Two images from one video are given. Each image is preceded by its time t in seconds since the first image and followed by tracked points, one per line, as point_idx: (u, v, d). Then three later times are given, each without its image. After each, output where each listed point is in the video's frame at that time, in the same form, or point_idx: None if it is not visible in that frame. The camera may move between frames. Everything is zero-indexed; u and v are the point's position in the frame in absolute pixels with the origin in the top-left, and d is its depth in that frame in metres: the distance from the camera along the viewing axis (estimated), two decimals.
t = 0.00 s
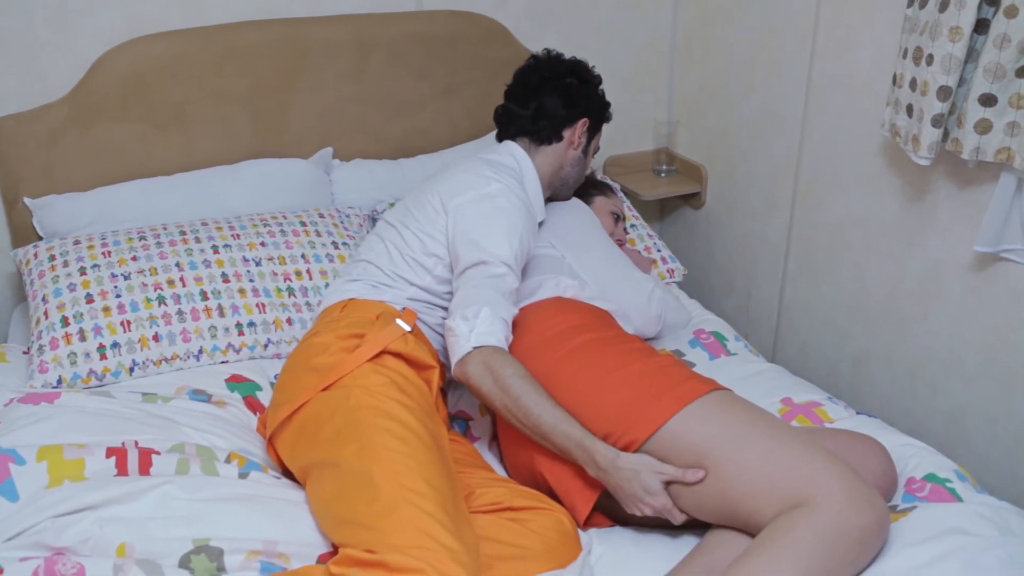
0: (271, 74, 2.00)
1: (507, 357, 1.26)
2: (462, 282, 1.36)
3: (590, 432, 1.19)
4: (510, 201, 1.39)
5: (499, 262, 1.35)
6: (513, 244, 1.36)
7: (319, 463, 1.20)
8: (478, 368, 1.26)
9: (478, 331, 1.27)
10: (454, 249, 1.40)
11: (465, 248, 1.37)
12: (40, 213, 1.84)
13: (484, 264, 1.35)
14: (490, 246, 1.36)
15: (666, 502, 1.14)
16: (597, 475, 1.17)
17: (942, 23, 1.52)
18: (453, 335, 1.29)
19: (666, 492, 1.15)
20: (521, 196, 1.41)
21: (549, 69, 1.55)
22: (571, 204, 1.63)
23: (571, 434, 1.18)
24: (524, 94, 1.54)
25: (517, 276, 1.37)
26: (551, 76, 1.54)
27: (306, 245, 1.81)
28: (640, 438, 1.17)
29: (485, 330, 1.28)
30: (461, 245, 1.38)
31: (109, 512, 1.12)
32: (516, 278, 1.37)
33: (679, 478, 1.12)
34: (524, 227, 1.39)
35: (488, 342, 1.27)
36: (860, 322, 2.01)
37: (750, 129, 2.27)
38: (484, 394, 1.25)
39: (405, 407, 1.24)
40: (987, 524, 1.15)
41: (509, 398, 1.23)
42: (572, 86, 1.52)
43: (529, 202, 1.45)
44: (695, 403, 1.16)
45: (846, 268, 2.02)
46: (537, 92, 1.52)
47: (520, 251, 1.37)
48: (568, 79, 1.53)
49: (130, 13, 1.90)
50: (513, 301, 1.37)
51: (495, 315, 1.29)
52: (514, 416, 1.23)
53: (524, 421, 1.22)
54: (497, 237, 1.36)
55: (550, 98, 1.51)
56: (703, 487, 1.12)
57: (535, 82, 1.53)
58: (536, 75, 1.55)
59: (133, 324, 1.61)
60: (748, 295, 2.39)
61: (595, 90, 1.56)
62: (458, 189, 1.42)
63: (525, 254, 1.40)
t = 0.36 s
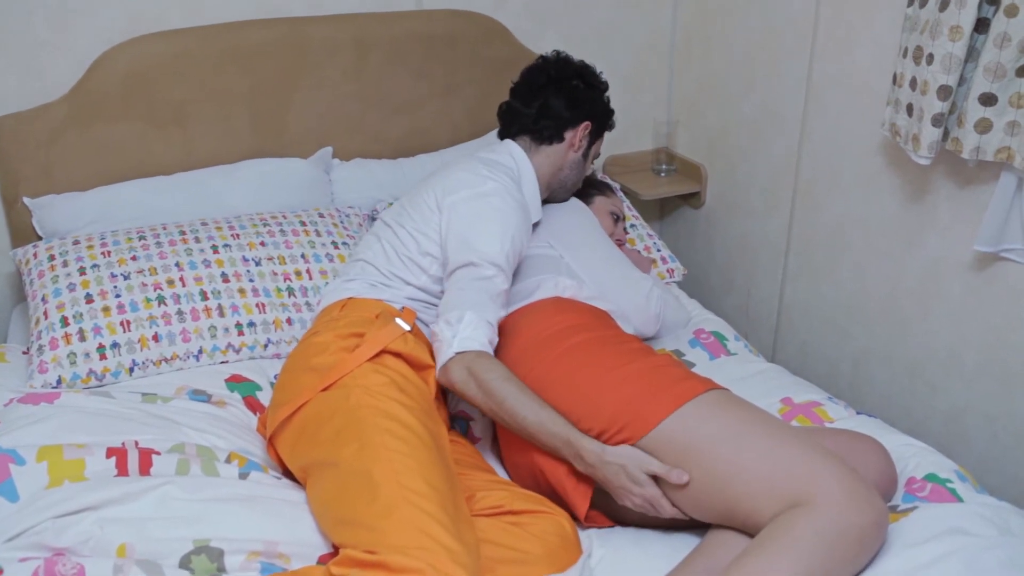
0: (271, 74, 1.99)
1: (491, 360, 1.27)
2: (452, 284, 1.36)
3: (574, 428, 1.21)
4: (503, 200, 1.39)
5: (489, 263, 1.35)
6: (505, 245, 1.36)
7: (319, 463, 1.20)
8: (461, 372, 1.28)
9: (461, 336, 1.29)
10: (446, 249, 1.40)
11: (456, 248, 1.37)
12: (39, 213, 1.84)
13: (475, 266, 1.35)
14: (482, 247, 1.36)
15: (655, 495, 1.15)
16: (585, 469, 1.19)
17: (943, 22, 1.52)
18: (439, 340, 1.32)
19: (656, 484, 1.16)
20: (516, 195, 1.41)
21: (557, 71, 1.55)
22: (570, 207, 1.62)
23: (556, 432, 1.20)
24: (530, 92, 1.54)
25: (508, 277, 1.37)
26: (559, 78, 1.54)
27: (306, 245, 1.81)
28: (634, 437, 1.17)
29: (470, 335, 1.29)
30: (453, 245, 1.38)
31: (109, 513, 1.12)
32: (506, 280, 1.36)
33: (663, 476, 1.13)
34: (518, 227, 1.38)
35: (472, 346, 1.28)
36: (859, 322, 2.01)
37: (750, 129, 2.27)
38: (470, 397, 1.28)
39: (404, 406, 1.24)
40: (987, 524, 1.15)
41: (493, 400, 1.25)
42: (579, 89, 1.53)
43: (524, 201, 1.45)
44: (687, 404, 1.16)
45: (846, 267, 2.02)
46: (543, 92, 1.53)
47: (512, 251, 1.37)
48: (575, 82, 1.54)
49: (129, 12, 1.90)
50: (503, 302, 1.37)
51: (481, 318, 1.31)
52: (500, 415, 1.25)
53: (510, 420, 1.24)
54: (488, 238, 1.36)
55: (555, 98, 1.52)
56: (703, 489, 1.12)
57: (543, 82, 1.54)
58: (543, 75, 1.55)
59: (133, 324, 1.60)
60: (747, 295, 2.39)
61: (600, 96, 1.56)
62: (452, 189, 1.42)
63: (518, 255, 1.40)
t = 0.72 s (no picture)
0: (271, 75, 2.00)
1: (467, 359, 1.28)
2: (433, 281, 1.37)
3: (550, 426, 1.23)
4: (485, 195, 1.39)
5: (470, 260, 1.35)
6: (486, 241, 1.36)
7: (317, 464, 1.20)
8: (439, 372, 1.29)
9: (440, 334, 1.30)
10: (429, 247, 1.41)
11: (438, 245, 1.37)
12: (39, 214, 1.84)
13: (456, 262, 1.35)
14: (463, 244, 1.36)
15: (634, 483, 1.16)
16: (562, 467, 1.22)
17: (941, 24, 1.52)
18: (420, 339, 1.32)
19: (634, 473, 1.18)
20: (499, 190, 1.41)
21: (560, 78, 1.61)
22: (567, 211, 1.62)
23: (533, 431, 1.22)
24: (527, 94, 1.61)
25: (490, 273, 1.37)
26: (557, 82, 1.59)
27: (305, 247, 1.81)
28: (625, 434, 1.17)
29: (447, 332, 1.30)
30: (434, 243, 1.38)
31: (108, 514, 1.12)
32: (488, 276, 1.37)
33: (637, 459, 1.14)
34: (500, 222, 1.38)
35: (449, 344, 1.29)
36: (859, 323, 2.01)
37: (749, 130, 2.27)
38: (449, 396, 1.29)
39: (400, 406, 1.24)
40: (985, 526, 1.15)
41: (471, 398, 1.25)
42: (571, 88, 1.56)
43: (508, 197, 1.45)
44: (672, 400, 1.16)
45: (845, 269, 2.02)
46: (536, 91, 1.58)
47: (494, 247, 1.37)
48: (571, 85, 1.57)
49: (129, 13, 1.90)
50: (485, 299, 1.37)
51: (459, 314, 1.31)
52: (478, 412, 1.26)
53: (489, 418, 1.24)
54: (469, 235, 1.36)
55: (544, 95, 1.57)
56: (701, 490, 1.12)
57: (540, 84, 1.60)
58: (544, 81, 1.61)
59: (132, 325, 1.60)
60: (747, 296, 2.39)
61: (598, 100, 1.57)
62: (435, 186, 1.43)
63: (502, 251, 1.40)
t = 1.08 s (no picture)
0: (273, 76, 2.00)
1: (458, 352, 1.28)
2: (428, 275, 1.37)
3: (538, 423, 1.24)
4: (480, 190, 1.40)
5: (464, 254, 1.36)
6: (481, 236, 1.37)
7: (320, 463, 1.20)
8: (431, 365, 1.29)
9: (431, 327, 1.30)
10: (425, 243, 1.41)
11: (434, 240, 1.38)
12: (41, 214, 1.84)
13: (450, 256, 1.36)
14: (458, 237, 1.36)
15: (621, 478, 1.17)
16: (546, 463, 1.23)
17: (944, 25, 1.52)
18: (412, 333, 1.33)
19: (621, 468, 1.19)
20: (495, 185, 1.42)
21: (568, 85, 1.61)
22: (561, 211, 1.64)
23: (520, 427, 1.22)
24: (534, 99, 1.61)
25: (484, 269, 1.38)
26: (564, 88, 1.59)
27: (307, 247, 1.81)
28: (626, 433, 1.17)
29: (438, 326, 1.30)
30: (429, 237, 1.39)
31: (111, 514, 1.12)
32: (482, 271, 1.37)
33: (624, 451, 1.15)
34: (495, 217, 1.39)
35: (441, 338, 1.30)
36: (861, 324, 2.01)
37: (751, 131, 2.27)
38: (440, 389, 1.29)
39: (403, 406, 1.24)
40: (988, 527, 1.15)
41: (462, 393, 1.26)
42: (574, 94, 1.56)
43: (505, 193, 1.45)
44: (668, 395, 1.16)
45: (847, 269, 2.02)
46: (542, 96, 1.59)
47: (489, 241, 1.38)
48: (577, 91, 1.57)
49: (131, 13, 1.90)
50: (479, 294, 1.38)
51: (451, 308, 1.32)
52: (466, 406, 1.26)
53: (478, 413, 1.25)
54: (464, 229, 1.37)
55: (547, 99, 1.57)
56: (703, 492, 1.12)
57: (547, 90, 1.60)
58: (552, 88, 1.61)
59: (134, 325, 1.60)
60: (749, 297, 2.38)
61: (602, 107, 1.56)
62: (432, 182, 1.43)
63: (497, 245, 1.40)
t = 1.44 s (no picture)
0: (272, 71, 1.99)
1: (447, 343, 1.29)
2: (416, 266, 1.36)
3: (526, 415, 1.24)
4: (467, 178, 1.39)
5: (453, 244, 1.35)
6: (467, 225, 1.36)
7: (318, 460, 1.20)
8: (421, 358, 1.29)
9: (420, 319, 1.30)
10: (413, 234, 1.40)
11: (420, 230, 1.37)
12: (40, 209, 1.84)
13: (438, 247, 1.35)
14: (445, 227, 1.35)
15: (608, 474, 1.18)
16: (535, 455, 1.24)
17: (944, 19, 1.52)
18: (400, 325, 1.33)
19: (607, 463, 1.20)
20: (482, 173, 1.41)
21: (550, 63, 1.54)
22: (546, 199, 1.64)
23: (509, 419, 1.23)
24: (514, 79, 1.55)
25: (472, 258, 1.37)
26: (546, 70, 1.53)
27: (307, 242, 1.81)
28: (619, 427, 1.17)
29: (427, 318, 1.31)
30: (416, 227, 1.38)
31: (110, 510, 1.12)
32: (470, 260, 1.37)
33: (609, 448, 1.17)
34: (481, 205, 1.38)
35: (430, 329, 1.30)
36: (861, 319, 2.01)
37: (751, 126, 2.27)
38: (429, 381, 1.29)
39: (399, 401, 1.24)
40: (987, 522, 1.15)
41: (451, 386, 1.26)
42: (560, 82, 1.51)
43: (492, 182, 1.44)
44: (659, 389, 1.16)
45: (847, 265, 2.02)
46: (525, 79, 1.53)
47: (476, 230, 1.37)
48: (561, 76, 1.52)
49: (129, 8, 1.90)
50: (467, 283, 1.37)
51: (439, 300, 1.32)
52: (454, 398, 1.27)
53: (465, 405, 1.26)
54: (452, 219, 1.36)
55: (532, 87, 1.51)
56: (700, 487, 1.12)
57: (528, 71, 1.54)
58: (532, 66, 1.55)
59: (133, 321, 1.60)
60: (749, 292, 2.38)
61: (588, 95, 1.53)
62: (417, 173, 1.42)
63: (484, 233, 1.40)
